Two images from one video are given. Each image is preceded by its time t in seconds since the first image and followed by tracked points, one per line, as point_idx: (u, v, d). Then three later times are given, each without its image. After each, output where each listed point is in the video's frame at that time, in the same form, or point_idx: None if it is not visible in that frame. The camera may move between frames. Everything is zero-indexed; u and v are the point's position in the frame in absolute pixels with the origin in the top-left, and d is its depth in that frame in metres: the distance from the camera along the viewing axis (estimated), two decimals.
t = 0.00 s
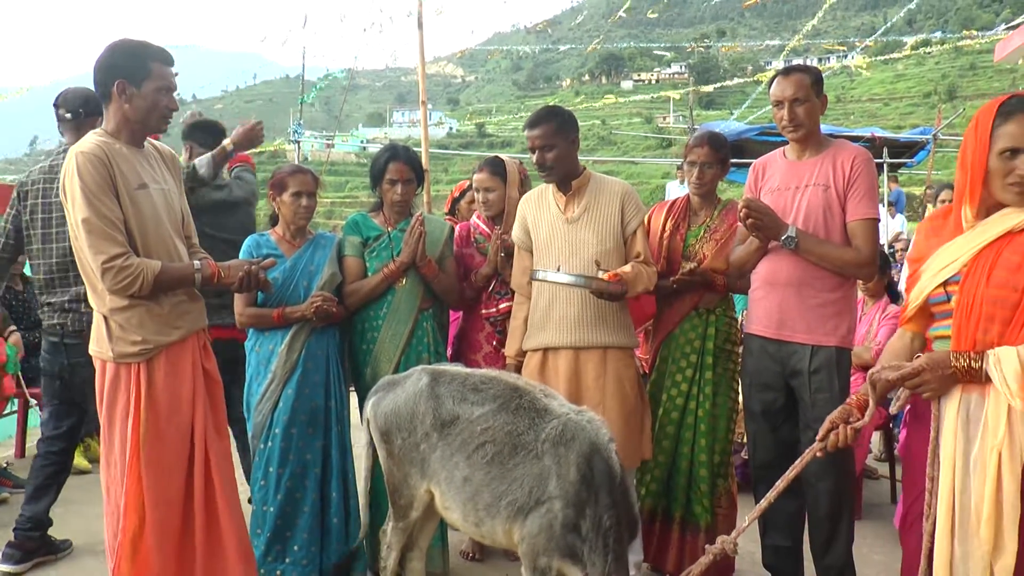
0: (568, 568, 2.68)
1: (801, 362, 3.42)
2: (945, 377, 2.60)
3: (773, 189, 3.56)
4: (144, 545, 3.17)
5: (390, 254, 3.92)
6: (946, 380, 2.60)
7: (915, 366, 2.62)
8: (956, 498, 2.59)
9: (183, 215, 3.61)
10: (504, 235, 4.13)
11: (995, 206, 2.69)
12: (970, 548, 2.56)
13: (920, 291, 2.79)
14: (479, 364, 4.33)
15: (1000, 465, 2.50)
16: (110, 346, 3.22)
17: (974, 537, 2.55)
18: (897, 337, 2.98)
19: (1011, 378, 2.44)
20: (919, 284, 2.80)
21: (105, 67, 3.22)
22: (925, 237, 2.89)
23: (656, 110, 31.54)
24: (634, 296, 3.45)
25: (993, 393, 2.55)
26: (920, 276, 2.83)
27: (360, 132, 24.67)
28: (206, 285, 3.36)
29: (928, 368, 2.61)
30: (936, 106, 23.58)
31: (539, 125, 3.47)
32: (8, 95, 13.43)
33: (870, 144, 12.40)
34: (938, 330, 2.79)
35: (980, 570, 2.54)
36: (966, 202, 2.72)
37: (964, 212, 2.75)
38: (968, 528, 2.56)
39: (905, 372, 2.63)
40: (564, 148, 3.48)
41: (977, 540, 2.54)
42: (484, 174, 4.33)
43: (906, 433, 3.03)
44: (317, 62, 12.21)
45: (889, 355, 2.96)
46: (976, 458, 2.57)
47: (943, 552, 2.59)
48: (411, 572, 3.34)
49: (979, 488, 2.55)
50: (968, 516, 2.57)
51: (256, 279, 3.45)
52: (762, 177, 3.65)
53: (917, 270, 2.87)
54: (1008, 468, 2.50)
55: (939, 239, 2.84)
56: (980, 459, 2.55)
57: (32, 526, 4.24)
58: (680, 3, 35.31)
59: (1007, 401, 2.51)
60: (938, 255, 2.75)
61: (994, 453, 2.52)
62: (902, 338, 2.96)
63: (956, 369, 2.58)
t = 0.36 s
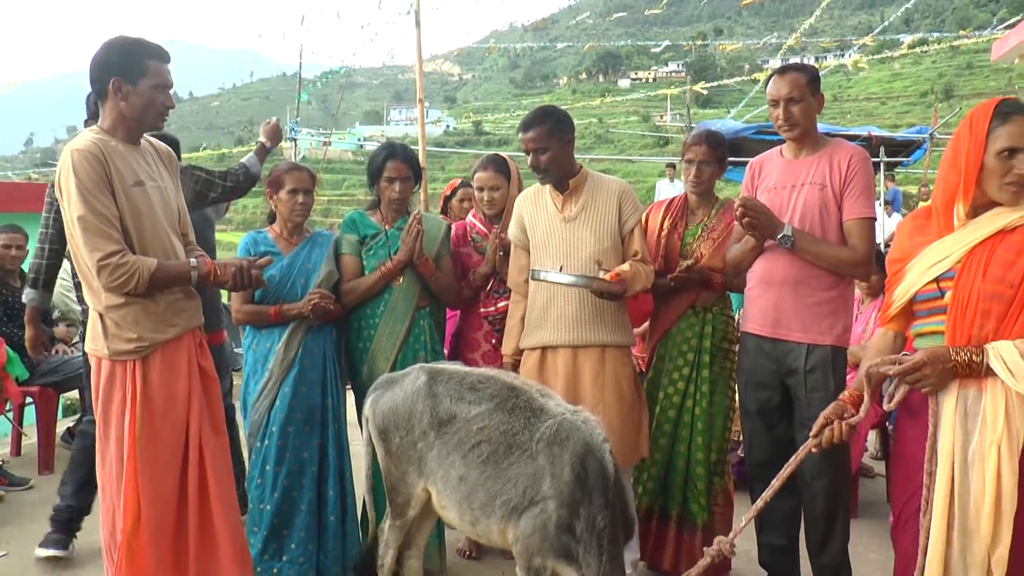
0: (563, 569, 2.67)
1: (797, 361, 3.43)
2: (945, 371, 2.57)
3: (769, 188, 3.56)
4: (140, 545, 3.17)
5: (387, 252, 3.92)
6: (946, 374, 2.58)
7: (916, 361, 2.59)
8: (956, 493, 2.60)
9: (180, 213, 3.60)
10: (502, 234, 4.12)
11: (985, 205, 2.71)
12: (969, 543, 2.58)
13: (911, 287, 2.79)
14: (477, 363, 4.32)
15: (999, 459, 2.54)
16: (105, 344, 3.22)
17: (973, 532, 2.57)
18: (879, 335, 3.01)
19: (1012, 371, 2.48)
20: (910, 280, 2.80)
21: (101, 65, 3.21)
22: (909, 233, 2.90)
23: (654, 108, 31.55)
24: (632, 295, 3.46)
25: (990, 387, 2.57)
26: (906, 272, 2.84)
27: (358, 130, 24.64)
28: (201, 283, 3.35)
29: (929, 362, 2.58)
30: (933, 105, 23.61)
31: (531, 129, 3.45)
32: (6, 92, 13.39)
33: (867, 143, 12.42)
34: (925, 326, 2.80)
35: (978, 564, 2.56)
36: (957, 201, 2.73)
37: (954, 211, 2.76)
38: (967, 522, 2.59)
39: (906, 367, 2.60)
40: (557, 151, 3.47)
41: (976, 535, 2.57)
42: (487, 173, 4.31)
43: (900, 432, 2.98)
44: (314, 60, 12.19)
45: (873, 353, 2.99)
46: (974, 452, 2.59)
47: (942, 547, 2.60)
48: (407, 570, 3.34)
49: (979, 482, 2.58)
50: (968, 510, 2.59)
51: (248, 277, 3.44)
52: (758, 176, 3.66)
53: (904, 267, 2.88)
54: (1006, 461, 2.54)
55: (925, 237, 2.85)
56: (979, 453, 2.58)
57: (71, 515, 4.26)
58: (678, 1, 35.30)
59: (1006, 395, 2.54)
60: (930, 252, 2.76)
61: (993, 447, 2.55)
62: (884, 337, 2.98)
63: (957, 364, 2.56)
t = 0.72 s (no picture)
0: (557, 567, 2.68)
1: (792, 359, 3.44)
2: (938, 366, 2.59)
3: (764, 186, 3.57)
4: (135, 544, 3.17)
5: (384, 251, 3.91)
6: (938, 370, 2.60)
7: (909, 357, 2.60)
8: (949, 486, 2.62)
9: (176, 211, 3.60)
10: (498, 233, 4.12)
11: (972, 203, 2.72)
12: (963, 536, 2.60)
13: (902, 283, 2.80)
14: (472, 362, 4.32)
15: (990, 453, 2.55)
16: (101, 343, 3.21)
17: (966, 525, 2.59)
18: (868, 331, 3.01)
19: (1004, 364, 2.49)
20: (901, 277, 2.81)
21: (96, 64, 3.20)
22: (898, 230, 2.91)
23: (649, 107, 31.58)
24: (629, 292, 3.47)
25: (982, 381, 2.58)
26: (897, 269, 2.85)
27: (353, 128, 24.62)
28: (197, 282, 3.35)
29: (921, 358, 2.60)
30: (927, 104, 23.66)
31: (526, 127, 3.45)
32: None
33: (861, 142, 12.45)
34: (916, 322, 2.82)
35: (972, 556, 2.58)
36: (944, 199, 2.74)
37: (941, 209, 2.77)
38: (960, 515, 2.60)
39: (899, 363, 2.61)
40: (551, 151, 3.47)
41: (969, 527, 2.58)
42: (483, 172, 4.30)
43: (892, 428, 2.99)
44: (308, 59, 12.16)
45: (863, 348, 2.99)
46: (966, 446, 2.61)
47: (936, 541, 2.61)
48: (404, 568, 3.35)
49: (971, 476, 2.59)
50: (960, 504, 2.61)
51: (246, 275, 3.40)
52: (753, 175, 3.67)
53: (894, 264, 2.89)
54: (996, 454, 2.55)
55: (914, 234, 2.87)
56: (971, 447, 2.60)
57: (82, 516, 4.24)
58: None
59: (998, 390, 2.56)
60: (919, 249, 2.77)
61: (984, 440, 2.56)
62: (873, 333, 2.98)
63: (949, 359, 2.58)
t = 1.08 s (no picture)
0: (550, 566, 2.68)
1: (787, 358, 3.44)
2: (929, 365, 2.60)
3: (758, 186, 3.58)
4: (132, 544, 3.16)
5: (379, 251, 3.91)
6: (929, 369, 2.60)
7: (901, 357, 2.60)
8: (940, 483, 2.63)
9: (172, 212, 3.59)
10: (493, 232, 4.13)
11: (960, 202, 2.73)
12: (955, 532, 2.61)
13: (892, 283, 2.81)
14: (468, 361, 4.32)
15: (981, 450, 2.57)
16: (98, 343, 3.21)
17: (957, 521, 2.61)
18: (859, 330, 3.02)
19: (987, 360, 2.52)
20: (891, 277, 2.82)
21: (93, 64, 3.19)
22: (887, 230, 2.92)
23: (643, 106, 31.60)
24: (624, 292, 3.47)
25: (972, 379, 2.60)
26: (887, 268, 2.87)
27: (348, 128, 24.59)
28: (194, 282, 3.35)
29: (913, 357, 2.60)
30: (921, 103, 23.73)
31: (520, 128, 3.45)
32: None
33: (856, 141, 12.49)
34: (907, 320, 2.83)
35: (963, 552, 2.59)
36: (931, 199, 2.75)
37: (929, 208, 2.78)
38: (951, 512, 2.62)
39: (890, 362, 2.61)
40: (545, 151, 3.48)
41: (960, 524, 2.60)
42: (476, 172, 4.29)
43: (884, 426, 3.00)
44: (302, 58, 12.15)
45: (854, 346, 3.00)
46: (957, 443, 2.63)
47: (928, 537, 2.62)
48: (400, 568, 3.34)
49: (962, 472, 2.61)
50: (952, 500, 2.62)
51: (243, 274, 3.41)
52: (747, 174, 3.68)
53: (884, 264, 2.90)
54: (987, 451, 2.57)
55: (903, 233, 2.88)
56: (962, 444, 2.61)
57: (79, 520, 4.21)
58: None
59: (987, 387, 2.57)
60: (909, 248, 2.79)
61: (974, 437, 2.58)
62: (865, 332, 3.00)
63: (940, 357, 2.59)
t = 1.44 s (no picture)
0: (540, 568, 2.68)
1: (779, 358, 3.45)
2: (919, 367, 2.60)
3: (750, 187, 3.59)
4: (125, 541, 3.16)
5: (373, 251, 3.91)
6: (920, 370, 2.61)
7: (892, 359, 2.61)
8: (933, 484, 2.64)
9: (168, 212, 3.58)
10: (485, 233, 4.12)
11: (941, 204, 2.75)
12: (947, 532, 2.62)
13: (880, 286, 2.82)
14: (460, 361, 4.31)
15: (973, 450, 2.58)
16: (93, 342, 3.20)
17: (949, 520, 2.62)
18: (847, 332, 3.02)
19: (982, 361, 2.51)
20: (879, 280, 2.83)
21: (89, 64, 3.18)
22: (872, 235, 2.93)
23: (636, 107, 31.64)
24: (616, 292, 3.47)
25: (962, 380, 2.61)
26: (874, 272, 2.87)
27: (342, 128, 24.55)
28: (189, 282, 3.34)
29: (903, 360, 2.61)
30: (913, 105, 23.82)
31: (514, 129, 3.45)
32: None
33: (847, 143, 12.53)
34: (896, 323, 2.84)
35: (955, 551, 2.60)
36: (913, 202, 2.76)
37: (911, 212, 2.79)
38: (944, 511, 2.62)
39: (881, 365, 2.62)
40: (539, 152, 3.47)
41: (953, 523, 2.61)
42: (468, 173, 4.28)
43: (876, 426, 3.00)
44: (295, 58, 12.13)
45: (844, 349, 3.00)
46: (949, 444, 2.63)
47: (921, 537, 2.63)
48: (394, 567, 3.33)
49: (954, 472, 2.62)
50: (944, 500, 2.63)
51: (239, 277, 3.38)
52: (739, 175, 3.68)
53: (871, 267, 2.90)
54: (979, 451, 2.58)
55: (888, 237, 2.89)
56: (953, 444, 2.62)
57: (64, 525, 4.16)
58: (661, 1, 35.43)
59: (977, 388, 2.58)
60: (894, 251, 2.80)
61: (966, 438, 2.59)
62: (853, 335, 3.00)
63: (930, 358, 2.60)
